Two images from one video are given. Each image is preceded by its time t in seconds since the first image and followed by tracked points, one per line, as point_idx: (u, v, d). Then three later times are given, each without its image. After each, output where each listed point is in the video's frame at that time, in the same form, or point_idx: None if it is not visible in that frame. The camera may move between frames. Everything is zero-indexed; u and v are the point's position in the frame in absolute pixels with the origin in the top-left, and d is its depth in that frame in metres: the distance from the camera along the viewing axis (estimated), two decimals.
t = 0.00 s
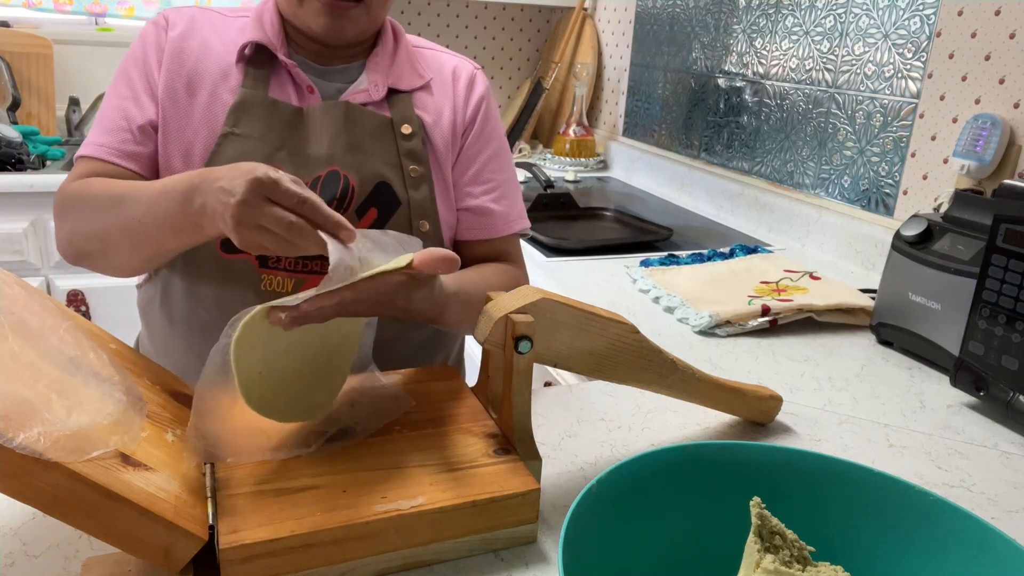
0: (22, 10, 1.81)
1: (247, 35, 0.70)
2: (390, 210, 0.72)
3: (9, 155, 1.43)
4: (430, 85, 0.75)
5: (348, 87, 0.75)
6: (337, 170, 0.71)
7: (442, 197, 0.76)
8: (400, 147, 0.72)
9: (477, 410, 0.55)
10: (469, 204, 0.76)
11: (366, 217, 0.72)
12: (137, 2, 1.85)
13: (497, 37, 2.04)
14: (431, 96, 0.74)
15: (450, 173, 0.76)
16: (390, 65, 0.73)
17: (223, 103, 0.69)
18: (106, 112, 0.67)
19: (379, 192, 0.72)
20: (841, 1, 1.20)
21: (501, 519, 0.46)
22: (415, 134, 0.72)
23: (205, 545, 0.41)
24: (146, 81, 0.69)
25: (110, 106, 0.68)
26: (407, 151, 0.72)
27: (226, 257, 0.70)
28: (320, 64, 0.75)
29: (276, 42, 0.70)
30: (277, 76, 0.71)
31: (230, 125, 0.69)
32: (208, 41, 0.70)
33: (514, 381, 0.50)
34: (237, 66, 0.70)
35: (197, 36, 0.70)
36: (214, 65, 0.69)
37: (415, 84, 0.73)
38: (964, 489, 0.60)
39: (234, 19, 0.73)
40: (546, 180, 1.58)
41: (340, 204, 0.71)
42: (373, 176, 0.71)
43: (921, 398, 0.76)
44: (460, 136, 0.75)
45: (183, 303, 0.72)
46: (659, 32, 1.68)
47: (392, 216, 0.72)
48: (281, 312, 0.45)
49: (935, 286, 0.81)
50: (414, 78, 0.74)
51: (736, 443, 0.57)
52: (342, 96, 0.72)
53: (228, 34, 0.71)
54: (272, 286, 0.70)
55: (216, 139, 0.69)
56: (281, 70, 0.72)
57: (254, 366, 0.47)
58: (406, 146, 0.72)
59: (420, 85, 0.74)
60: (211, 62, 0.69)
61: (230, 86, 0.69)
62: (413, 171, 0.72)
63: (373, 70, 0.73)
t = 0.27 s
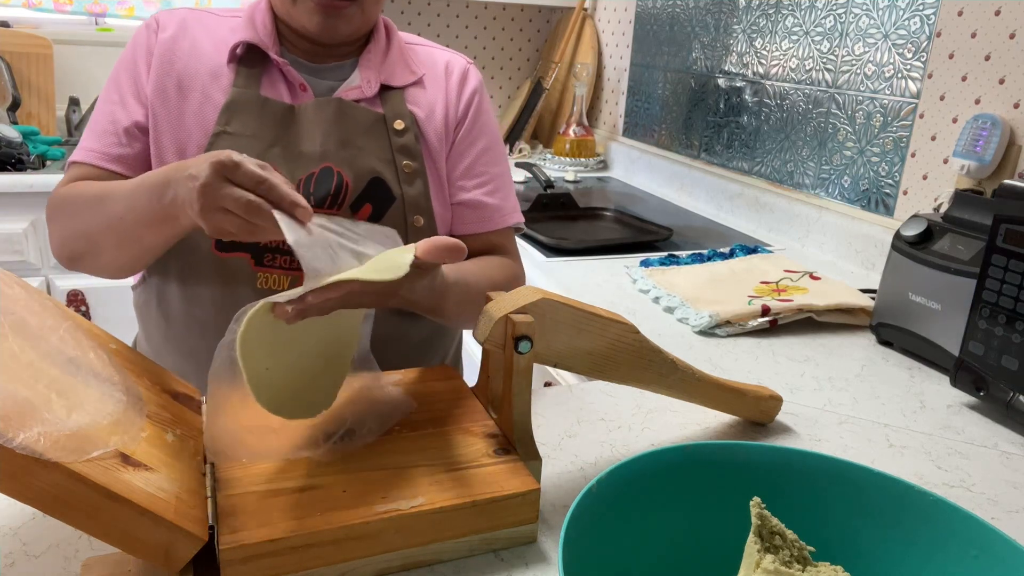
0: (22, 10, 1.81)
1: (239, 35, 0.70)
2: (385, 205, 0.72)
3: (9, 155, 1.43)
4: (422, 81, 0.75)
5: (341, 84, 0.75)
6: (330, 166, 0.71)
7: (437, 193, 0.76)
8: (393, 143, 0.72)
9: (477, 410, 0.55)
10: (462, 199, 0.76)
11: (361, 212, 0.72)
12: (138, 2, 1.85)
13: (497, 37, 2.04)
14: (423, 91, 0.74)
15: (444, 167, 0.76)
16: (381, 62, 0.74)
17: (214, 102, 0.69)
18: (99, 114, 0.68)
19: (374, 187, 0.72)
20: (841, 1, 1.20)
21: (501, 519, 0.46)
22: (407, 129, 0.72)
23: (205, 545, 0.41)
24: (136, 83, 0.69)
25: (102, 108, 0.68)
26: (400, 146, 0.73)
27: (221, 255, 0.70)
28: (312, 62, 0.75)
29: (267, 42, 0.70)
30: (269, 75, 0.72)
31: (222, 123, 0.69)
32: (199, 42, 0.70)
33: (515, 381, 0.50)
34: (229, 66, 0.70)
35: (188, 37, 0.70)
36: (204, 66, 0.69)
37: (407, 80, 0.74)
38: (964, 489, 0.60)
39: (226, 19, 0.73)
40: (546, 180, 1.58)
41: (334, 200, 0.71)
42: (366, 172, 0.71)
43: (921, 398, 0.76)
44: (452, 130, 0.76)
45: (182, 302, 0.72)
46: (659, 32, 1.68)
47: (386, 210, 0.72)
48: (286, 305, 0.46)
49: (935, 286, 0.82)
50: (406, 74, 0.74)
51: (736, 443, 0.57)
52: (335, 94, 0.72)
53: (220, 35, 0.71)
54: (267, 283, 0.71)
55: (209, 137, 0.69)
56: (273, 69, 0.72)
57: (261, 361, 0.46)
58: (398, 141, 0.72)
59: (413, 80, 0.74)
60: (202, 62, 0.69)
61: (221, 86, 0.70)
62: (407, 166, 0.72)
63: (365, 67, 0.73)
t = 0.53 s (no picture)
0: (22, 11, 1.81)
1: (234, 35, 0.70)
2: (381, 201, 0.73)
3: (9, 155, 1.43)
4: (416, 78, 0.75)
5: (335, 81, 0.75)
6: (325, 163, 0.71)
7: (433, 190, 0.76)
8: (386, 139, 0.73)
9: (476, 410, 0.55)
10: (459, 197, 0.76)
11: (356, 208, 0.72)
12: (137, 2, 1.85)
13: (497, 37, 2.04)
14: (417, 87, 0.74)
15: (437, 161, 0.76)
16: (374, 58, 0.74)
17: (209, 104, 0.70)
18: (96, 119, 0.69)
19: (370, 184, 0.72)
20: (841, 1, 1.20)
21: (501, 519, 0.46)
22: (401, 125, 0.73)
23: (205, 545, 0.41)
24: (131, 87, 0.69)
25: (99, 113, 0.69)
26: (394, 141, 0.73)
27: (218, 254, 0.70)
28: (308, 61, 0.75)
29: (262, 42, 0.70)
30: (263, 75, 0.72)
31: (217, 123, 0.69)
32: (193, 44, 0.71)
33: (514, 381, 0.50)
34: (223, 67, 0.70)
35: (182, 41, 0.70)
36: (199, 68, 0.70)
37: (401, 77, 0.74)
38: (964, 489, 0.60)
39: (222, 23, 0.74)
40: (546, 180, 1.58)
41: (329, 197, 0.72)
42: (361, 168, 0.72)
43: (921, 398, 0.76)
44: (446, 124, 0.75)
45: (182, 302, 0.72)
46: (660, 32, 1.68)
47: (382, 206, 0.73)
48: (294, 299, 0.42)
49: (935, 287, 0.82)
50: (400, 71, 0.74)
51: (737, 443, 0.57)
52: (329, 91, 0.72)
53: (214, 37, 0.72)
54: (264, 281, 0.70)
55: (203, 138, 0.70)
56: (267, 69, 0.72)
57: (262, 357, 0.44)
58: (392, 137, 0.73)
59: (406, 77, 0.74)
60: (196, 64, 0.70)
61: (215, 88, 0.70)
62: (401, 162, 0.73)
63: (360, 64, 0.73)
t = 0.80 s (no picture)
0: (22, 11, 1.81)
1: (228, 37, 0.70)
2: (378, 198, 0.73)
3: (9, 155, 1.43)
4: (410, 74, 0.75)
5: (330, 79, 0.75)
6: (321, 161, 0.71)
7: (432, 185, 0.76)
8: (381, 135, 0.73)
9: (476, 409, 0.55)
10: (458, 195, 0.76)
11: (353, 204, 0.72)
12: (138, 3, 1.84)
13: (497, 37, 2.04)
14: (410, 83, 0.74)
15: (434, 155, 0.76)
16: (367, 54, 0.74)
17: (204, 105, 0.70)
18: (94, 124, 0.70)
19: (366, 180, 0.72)
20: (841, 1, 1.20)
21: (501, 519, 0.46)
22: (395, 120, 0.73)
23: (206, 545, 0.41)
24: (127, 91, 0.70)
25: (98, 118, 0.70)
26: (388, 137, 0.73)
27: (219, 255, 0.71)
28: (301, 58, 0.75)
29: (257, 44, 0.70)
30: (258, 76, 0.72)
31: (212, 124, 0.69)
32: (188, 48, 0.71)
33: (514, 380, 0.50)
34: (218, 69, 0.70)
35: (177, 44, 0.71)
36: (193, 71, 0.70)
37: (395, 72, 0.74)
38: (964, 489, 0.60)
39: (217, 25, 0.74)
40: (546, 180, 1.58)
41: (326, 194, 0.72)
42: (357, 164, 0.72)
43: (921, 398, 0.76)
44: (441, 120, 0.75)
45: (181, 303, 0.72)
46: (660, 32, 1.68)
47: (379, 203, 0.73)
48: (339, 285, 0.39)
49: (935, 286, 0.82)
50: (394, 67, 0.74)
51: (736, 443, 0.57)
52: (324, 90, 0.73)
53: (208, 40, 0.72)
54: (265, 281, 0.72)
55: (200, 139, 0.70)
56: (262, 69, 0.72)
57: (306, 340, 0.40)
58: (387, 133, 0.72)
59: (400, 73, 0.74)
60: (190, 68, 0.70)
61: (210, 90, 0.70)
62: (396, 158, 0.73)
63: (354, 61, 0.73)
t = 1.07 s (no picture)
0: (22, 11, 1.81)
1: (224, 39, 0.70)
2: (379, 196, 0.73)
3: (9, 155, 1.43)
4: (406, 71, 0.75)
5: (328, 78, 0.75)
6: (321, 161, 0.71)
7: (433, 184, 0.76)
8: (379, 134, 0.73)
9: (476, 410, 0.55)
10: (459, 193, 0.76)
11: (354, 203, 0.72)
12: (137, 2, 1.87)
13: (497, 37, 2.04)
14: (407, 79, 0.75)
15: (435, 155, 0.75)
16: (364, 52, 0.74)
17: (201, 108, 0.70)
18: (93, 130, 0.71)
19: (366, 179, 0.72)
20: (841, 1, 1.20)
21: (501, 519, 0.46)
22: (393, 118, 0.72)
23: (206, 545, 0.41)
24: (125, 96, 0.70)
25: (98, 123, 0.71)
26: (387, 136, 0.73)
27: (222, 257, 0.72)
28: (297, 59, 0.75)
29: (252, 45, 0.70)
30: (254, 77, 0.72)
31: (211, 127, 0.70)
32: (184, 51, 0.71)
33: (514, 381, 0.50)
34: (215, 72, 0.71)
35: (174, 49, 0.71)
36: (190, 75, 0.70)
37: (392, 70, 0.74)
38: (964, 489, 0.60)
39: (214, 27, 0.74)
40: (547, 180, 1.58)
41: (326, 194, 0.72)
42: (357, 165, 0.72)
43: (921, 398, 0.76)
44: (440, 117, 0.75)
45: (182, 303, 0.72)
46: (660, 32, 1.68)
47: (380, 201, 0.73)
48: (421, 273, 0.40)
49: (935, 286, 0.82)
50: (391, 64, 0.74)
51: (736, 442, 0.57)
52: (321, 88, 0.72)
53: (204, 42, 0.72)
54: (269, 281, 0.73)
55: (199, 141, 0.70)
56: (258, 71, 0.72)
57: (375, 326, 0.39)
58: (385, 131, 0.72)
59: (396, 70, 0.74)
60: (187, 71, 0.70)
61: (207, 92, 0.70)
62: (395, 156, 0.73)
63: (350, 60, 0.73)
